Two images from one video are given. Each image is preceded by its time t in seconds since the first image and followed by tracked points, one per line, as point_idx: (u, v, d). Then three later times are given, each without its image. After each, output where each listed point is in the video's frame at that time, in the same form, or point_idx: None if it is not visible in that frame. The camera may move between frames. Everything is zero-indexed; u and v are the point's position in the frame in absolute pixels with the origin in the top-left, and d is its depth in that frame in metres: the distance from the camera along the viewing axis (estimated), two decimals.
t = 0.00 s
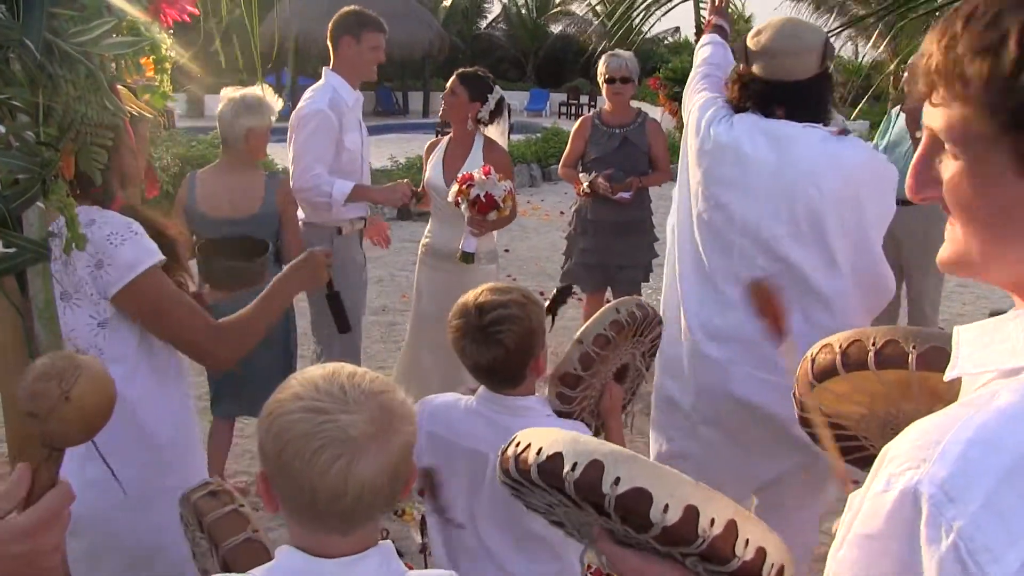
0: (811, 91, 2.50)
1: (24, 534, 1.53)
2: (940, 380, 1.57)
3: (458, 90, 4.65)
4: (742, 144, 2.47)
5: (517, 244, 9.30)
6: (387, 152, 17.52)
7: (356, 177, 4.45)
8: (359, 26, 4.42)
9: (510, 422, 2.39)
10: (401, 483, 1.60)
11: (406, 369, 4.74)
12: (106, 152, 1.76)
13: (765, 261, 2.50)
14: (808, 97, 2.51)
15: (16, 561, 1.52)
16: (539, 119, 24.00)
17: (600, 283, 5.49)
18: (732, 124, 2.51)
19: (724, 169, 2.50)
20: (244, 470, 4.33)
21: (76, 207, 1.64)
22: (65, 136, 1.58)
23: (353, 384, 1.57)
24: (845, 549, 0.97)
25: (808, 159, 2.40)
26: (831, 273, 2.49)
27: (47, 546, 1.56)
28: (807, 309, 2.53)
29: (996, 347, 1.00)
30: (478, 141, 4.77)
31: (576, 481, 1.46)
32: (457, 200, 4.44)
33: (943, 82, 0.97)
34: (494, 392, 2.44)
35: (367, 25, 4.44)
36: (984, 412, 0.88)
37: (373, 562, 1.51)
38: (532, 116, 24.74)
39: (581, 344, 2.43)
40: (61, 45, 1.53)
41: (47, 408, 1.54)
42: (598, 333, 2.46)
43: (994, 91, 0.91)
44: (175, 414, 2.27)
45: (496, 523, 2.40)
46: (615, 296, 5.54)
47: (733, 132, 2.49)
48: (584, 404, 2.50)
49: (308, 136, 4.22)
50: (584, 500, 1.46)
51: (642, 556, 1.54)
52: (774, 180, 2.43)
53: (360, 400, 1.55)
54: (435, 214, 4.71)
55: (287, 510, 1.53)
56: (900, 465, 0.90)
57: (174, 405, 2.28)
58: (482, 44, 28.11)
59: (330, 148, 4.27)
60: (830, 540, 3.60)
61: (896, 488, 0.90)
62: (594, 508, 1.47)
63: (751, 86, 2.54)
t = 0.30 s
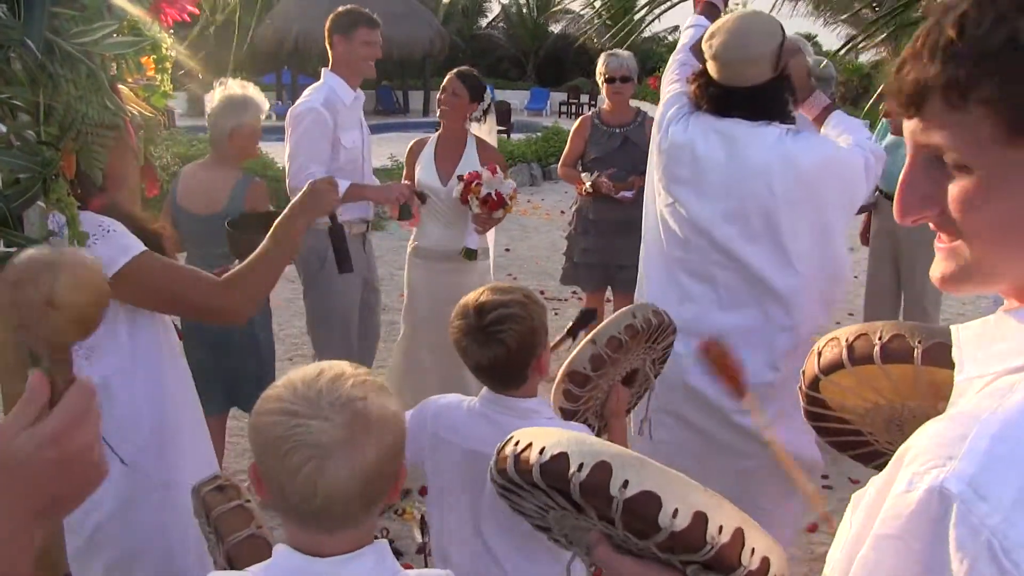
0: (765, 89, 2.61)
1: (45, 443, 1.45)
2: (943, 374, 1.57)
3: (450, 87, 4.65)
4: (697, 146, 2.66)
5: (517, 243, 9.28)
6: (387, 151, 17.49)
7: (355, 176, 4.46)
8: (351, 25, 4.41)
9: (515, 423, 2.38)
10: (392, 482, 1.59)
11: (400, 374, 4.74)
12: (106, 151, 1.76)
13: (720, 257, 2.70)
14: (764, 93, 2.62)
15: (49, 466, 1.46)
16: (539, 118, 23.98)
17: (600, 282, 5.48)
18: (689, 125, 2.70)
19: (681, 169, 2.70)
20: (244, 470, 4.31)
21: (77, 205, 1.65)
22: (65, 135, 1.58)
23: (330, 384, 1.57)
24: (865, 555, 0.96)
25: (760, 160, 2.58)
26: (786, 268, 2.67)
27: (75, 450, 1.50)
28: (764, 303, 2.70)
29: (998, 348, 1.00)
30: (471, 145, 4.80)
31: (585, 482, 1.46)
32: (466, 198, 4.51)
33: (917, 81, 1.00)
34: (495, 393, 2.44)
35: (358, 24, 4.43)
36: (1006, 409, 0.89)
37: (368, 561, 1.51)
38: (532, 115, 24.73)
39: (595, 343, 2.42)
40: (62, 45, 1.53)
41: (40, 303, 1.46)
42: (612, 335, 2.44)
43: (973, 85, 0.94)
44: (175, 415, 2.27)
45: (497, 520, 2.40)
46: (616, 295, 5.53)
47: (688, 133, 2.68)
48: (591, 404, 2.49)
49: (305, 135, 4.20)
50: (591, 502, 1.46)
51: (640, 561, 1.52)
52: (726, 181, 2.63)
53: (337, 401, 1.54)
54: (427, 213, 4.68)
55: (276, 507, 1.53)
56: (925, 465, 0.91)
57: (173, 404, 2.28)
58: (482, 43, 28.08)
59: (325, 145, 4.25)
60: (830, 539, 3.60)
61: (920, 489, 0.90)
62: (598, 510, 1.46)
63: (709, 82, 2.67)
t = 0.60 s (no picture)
0: (730, 93, 2.69)
1: (120, 453, 1.34)
2: (939, 374, 1.62)
3: (447, 85, 4.54)
4: (662, 148, 2.75)
5: (518, 243, 9.25)
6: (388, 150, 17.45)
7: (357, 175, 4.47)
8: (345, 23, 4.38)
9: (511, 423, 2.39)
10: (369, 484, 1.56)
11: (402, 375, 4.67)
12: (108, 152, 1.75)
13: (688, 257, 2.77)
14: (729, 97, 2.70)
15: (121, 479, 1.34)
16: (540, 118, 23.95)
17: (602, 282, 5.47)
18: (656, 129, 2.80)
19: (649, 173, 2.79)
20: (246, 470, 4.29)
21: (79, 205, 1.64)
22: (67, 135, 1.58)
23: (295, 391, 1.56)
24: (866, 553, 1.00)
25: (724, 164, 2.64)
26: (754, 271, 2.70)
27: (148, 471, 1.38)
28: (734, 305, 2.74)
29: (990, 341, 1.02)
30: (458, 148, 4.80)
31: (587, 484, 1.46)
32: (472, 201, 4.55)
33: (907, 83, 1.04)
34: (498, 393, 2.43)
35: (352, 21, 4.38)
36: (994, 403, 0.93)
37: (352, 561, 1.52)
38: (533, 114, 24.71)
39: (607, 347, 2.40)
40: (64, 44, 1.53)
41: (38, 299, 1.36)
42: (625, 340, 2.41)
43: (973, 97, 0.96)
44: (191, 414, 2.27)
45: (499, 519, 2.39)
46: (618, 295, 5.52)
47: (655, 137, 2.78)
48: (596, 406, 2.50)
49: (304, 135, 4.24)
50: (592, 502, 1.46)
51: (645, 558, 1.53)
52: (689, 183, 2.71)
53: (300, 406, 1.53)
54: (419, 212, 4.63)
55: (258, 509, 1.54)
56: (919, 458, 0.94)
57: (189, 402, 2.28)
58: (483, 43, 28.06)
59: (324, 143, 4.29)
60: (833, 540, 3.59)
61: (915, 484, 0.94)
62: (602, 510, 1.46)
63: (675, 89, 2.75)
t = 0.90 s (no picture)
0: (709, 107, 2.70)
1: (89, 496, 1.39)
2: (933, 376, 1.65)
3: (434, 87, 4.55)
4: (646, 157, 2.76)
5: (517, 246, 9.25)
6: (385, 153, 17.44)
7: (363, 175, 4.46)
8: (352, 25, 4.40)
9: (504, 425, 2.40)
10: (356, 483, 1.55)
11: (398, 377, 4.70)
12: (107, 154, 1.76)
13: (674, 264, 2.79)
14: (706, 111, 2.72)
15: (89, 520, 1.39)
16: (539, 120, 23.97)
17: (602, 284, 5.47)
18: (641, 137, 2.81)
19: (634, 182, 2.81)
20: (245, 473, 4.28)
21: (77, 208, 1.64)
22: (67, 138, 1.58)
23: (283, 388, 1.56)
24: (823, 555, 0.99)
25: (706, 173, 2.65)
26: (739, 276, 2.72)
27: (116, 509, 1.44)
28: (720, 310, 2.77)
29: (968, 346, 1.02)
30: (446, 149, 4.78)
31: (593, 465, 1.47)
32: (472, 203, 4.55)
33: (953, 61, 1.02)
34: (487, 397, 2.43)
35: (359, 24, 4.42)
36: (957, 415, 0.91)
37: (334, 565, 1.51)
38: (532, 117, 24.74)
39: (579, 345, 2.35)
40: (64, 47, 1.53)
41: (119, 364, 1.48)
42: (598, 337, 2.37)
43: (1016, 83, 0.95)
44: (192, 419, 2.24)
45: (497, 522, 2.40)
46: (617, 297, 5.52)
47: (640, 145, 2.79)
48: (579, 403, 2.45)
49: (304, 135, 4.26)
50: (596, 483, 1.47)
51: (643, 547, 1.52)
52: (673, 191, 2.72)
53: (291, 405, 1.53)
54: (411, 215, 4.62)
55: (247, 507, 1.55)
56: (877, 465, 0.93)
57: (189, 407, 2.24)
58: (482, 46, 28.10)
59: (324, 146, 4.31)
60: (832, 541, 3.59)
61: (872, 490, 0.93)
62: (603, 492, 1.47)
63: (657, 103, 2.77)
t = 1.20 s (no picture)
0: (705, 120, 2.68)
1: (101, 505, 1.49)
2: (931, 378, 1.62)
3: (425, 89, 4.53)
4: (643, 160, 2.78)
5: (517, 248, 9.26)
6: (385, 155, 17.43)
7: (365, 176, 4.43)
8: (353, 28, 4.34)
9: (505, 426, 2.40)
10: (311, 471, 1.54)
11: (398, 380, 4.76)
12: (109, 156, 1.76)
13: (672, 266, 2.79)
14: (701, 123, 2.69)
15: (100, 528, 1.49)
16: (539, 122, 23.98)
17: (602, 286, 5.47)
18: (638, 141, 2.82)
19: (632, 186, 2.82)
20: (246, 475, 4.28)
21: (79, 211, 1.65)
22: (68, 140, 1.58)
23: (248, 374, 1.57)
24: (804, 543, 1.01)
25: (703, 176, 2.66)
26: (737, 275, 2.72)
27: (125, 519, 1.53)
28: (719, 309, 2.77)
29: (945, 341, 1.03)
30: (437, 151, 4.80)
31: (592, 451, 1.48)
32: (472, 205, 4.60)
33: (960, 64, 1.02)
34: (483, 396, 2.44)
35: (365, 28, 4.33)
36: (926, 405, 0.95)
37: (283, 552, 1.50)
38: (532, 119, 24.74)
39: (584, 343, 2.34)
40: (65, 49, 1.54)
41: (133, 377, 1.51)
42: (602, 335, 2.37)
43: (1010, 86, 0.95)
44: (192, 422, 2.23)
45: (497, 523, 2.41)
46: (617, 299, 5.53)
47: (637, 149, 2.81)
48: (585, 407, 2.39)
49: (305, 136, 4.26)
50: (597, 468, 1.48)
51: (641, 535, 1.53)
52: (669, 193, 2.73)
53: (251, 389, 1.53)
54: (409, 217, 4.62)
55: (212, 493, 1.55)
56: (848, 452, 0.96)
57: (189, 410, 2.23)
58: (481, 48, 28.11)
59: (326, 147, 4.30)
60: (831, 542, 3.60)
61: (842, 477, 0.96)
62: (603, 476, 1.48)
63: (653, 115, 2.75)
